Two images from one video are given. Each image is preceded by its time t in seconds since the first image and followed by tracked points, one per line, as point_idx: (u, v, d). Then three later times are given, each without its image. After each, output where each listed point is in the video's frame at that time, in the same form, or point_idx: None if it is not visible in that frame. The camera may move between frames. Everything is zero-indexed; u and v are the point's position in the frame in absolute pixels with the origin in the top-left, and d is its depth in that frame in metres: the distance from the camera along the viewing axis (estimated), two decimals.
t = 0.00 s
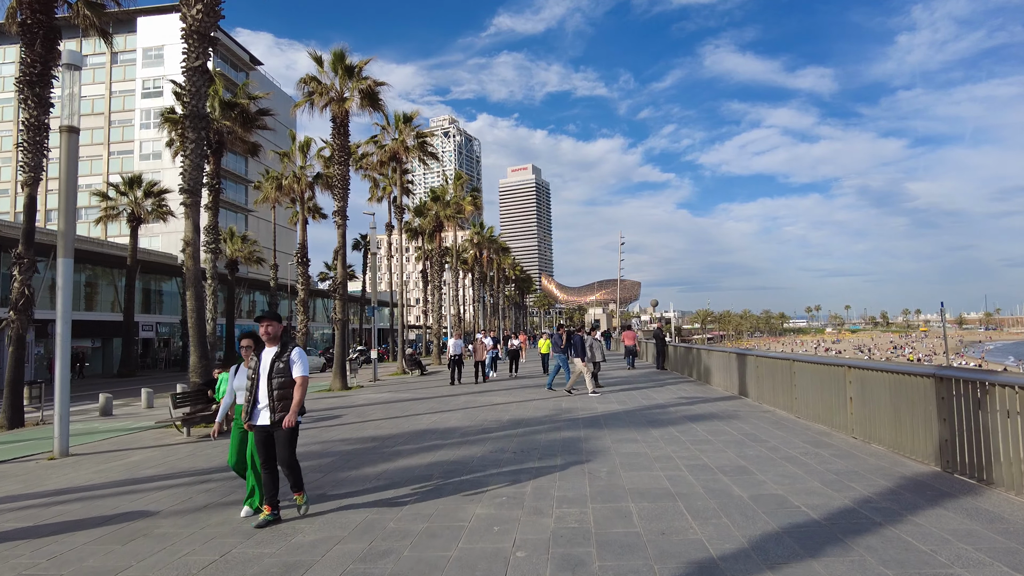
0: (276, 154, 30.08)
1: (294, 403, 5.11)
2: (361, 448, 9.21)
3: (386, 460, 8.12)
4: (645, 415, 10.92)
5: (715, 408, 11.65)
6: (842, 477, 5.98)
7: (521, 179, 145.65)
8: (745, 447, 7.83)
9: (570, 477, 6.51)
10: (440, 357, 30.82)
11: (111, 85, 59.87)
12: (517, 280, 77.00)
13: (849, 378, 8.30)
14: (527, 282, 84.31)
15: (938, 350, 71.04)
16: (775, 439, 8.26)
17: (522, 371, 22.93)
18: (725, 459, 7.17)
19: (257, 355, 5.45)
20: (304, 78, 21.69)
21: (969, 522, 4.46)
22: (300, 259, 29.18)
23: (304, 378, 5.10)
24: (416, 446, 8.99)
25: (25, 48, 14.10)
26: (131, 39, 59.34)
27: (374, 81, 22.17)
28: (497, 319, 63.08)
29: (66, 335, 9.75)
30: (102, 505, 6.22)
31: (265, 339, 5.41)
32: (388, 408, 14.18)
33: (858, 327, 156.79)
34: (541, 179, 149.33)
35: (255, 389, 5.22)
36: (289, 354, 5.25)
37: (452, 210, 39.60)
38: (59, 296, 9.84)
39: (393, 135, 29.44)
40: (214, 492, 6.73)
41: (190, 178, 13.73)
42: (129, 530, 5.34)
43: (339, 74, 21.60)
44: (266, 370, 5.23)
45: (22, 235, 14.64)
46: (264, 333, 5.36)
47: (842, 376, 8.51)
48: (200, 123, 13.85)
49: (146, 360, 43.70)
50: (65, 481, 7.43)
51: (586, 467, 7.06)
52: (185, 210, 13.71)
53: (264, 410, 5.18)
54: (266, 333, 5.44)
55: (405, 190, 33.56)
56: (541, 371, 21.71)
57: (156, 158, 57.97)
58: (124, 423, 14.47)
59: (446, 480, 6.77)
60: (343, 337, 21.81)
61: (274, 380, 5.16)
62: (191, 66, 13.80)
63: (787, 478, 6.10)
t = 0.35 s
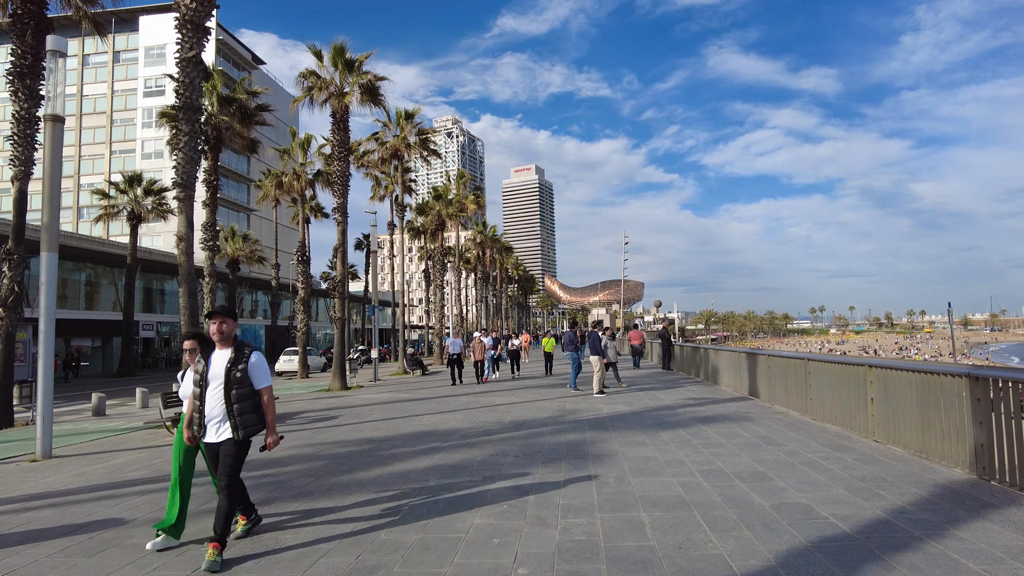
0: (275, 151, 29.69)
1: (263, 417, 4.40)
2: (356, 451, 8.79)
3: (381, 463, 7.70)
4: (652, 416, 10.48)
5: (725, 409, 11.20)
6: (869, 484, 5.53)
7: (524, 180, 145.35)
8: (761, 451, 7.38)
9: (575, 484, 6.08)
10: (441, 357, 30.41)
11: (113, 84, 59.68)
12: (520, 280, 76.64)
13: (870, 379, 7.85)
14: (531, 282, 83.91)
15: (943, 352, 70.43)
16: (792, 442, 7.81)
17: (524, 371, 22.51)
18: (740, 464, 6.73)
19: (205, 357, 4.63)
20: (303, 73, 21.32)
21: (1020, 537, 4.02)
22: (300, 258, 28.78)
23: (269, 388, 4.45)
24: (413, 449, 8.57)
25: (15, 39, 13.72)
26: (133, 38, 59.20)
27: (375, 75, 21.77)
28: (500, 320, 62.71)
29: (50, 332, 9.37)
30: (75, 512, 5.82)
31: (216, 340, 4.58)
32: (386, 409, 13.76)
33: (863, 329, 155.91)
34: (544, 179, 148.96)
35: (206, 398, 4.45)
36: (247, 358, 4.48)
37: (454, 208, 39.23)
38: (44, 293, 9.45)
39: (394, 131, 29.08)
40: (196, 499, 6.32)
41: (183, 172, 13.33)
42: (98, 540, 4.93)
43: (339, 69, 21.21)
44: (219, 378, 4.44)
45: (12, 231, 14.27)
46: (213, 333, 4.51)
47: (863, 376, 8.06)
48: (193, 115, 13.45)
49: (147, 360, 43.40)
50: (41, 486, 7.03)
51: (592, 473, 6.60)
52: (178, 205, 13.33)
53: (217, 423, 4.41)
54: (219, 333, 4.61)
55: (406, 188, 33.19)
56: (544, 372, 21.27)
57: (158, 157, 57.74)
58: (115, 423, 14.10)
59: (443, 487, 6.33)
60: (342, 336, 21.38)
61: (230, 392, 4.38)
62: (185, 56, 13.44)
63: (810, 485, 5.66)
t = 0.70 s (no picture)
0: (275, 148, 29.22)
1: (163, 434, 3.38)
2: (349, 460, 8.33)
3: (375, 475, 7.24)
4: (662, 424, 9.99)
5: (737, 417, 10.71)
6: (905, 504, 5.04)
7: (528, 180, 145.08)
8: (780, 464, 6.88)
9: (582, 504, 5.59)
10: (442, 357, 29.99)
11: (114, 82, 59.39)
12: (523, 281, 76.20)
13: (895, 387, 7.36)
14: (534, 282, 83.51)
15: (949, 355, 69.77)
16: (812, 453, 7.32)
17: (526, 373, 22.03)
18: (760, 479, 6.25)
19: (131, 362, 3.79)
20: (303, 68, 20.91)
21: None
22: (300, 257, 28.32)
23: (184, 398, 3.44)
24: (409, 459, 8.09)
25: (5, 30, 13.32)
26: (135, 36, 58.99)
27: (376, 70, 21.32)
28: (503, 320, 62.28)
29: (31, 332, 8.95)
30: (40, 530, 5.37)
31: (143, 340, 3.71)
32: (384, 413, 13.31)
33: (868, 331, 155.05)
34: (548, 179, 148.60)
35: (124, 415, 3.63)
36: (173, 362, 3.58)
37: (457, 207, 38.81)
38: (23, 289, 9.02)
39: (396, 129, 28.66)
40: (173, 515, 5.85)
41: (175, 166, 12.85)
42: (58, 564, 4.48)
43: (339, 63, 20.77)
44: (139, 388, 3.59)
45: None
46: (138, 332, 3.65)
47: (888, 384, 7.56)
48: (186, 108, 13.00)
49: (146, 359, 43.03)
50: (11, 497, 6.59)
51: (599, 489, 6.10)
52: (170, 200, 12.87)
53: (137, 442, 3.59)
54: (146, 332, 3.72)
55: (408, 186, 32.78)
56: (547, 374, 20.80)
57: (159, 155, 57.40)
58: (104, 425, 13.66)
59: (439, 503, 5.86)
60: (341, 336, 20.87)
61: (150, 405, 3.54)
62: (177, 48, 13.02)
63: (839, 505, 5.16)
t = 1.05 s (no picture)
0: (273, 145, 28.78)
1: None
2: (339, 465, 7.88)
3: (364, 482, 6.79)
4: (668, 426, 9.55)
5: (746, 419, 10.25)
6: (940, 516, 4.59)
7: (529, 179, 144.71)
8: (797, 470, 6.44)
9: (585, 515, 5.14)
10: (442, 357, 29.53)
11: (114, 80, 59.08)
12: (524, 280, 75.73)
13: (918, 389, 6.92)
14: (536, 281, 83.04)
15: (954, 355, 69.15)
16: (830, 457, 6.86)
17: (526, 374, 21.59)
18: (776, 487, 5.80)
19: None
20: (299, 61, 20.50)
21: None
22: (297, 255, 27.84)
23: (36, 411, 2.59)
24: (403, 464, 7.65)
25: None
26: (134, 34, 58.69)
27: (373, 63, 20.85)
28: (504, 319, 61.82)
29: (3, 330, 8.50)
30: None
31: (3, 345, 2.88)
32: (379, 414, 12.88)
33: (871, 331, 154.41)
34: (549, 179, 148.14)
35: None
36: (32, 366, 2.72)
37: (458, 205, 38.40)
38: None
39: (395, 124, 28.20)
40: (142, 526, 5.42)
41: (163, 159, 12.38)
42: None
43: (336, 56, 20.33)
44: None
45: None
46: None
47: (909, 385, 7.12)
48: (175, 99, 12.55)
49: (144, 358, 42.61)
50: None
51: (603, 498, 5.63)
52: (157, 194, 12.40)
53: None
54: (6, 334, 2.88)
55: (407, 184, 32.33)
56: (548, 374, 20.36)
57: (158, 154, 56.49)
58: (90, 426, 13.26)
59: (430, 514, 5.40)
60: (338, 335, 20.39)
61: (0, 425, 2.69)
62: (165, 36, 12.56)
63: (866, 518, 4.72)
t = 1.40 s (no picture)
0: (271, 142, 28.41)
1: None
2: (332, 473, 7.47)
3: (357, 493, 6.38)
4: (678, 431, 9.11)
5: (759, 422, 9.81)
6: (988, 535, 4.15)
7: (531, 179, 144.31)
8: (820, 479, 6.00)
9: (595, 532, 4.71)
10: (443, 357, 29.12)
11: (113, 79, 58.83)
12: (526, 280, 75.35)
13: (948, 391, 6.47)
14: (538, 281, 82.60)
15: (960, 353, 68.56)
16: (855, 463, 6.42)
17: (529, 375, 21.16)
18: (801, 498, 5.36)
19: None
20: (297, 56, 20.12)
21: None
22: (296, 254, 27.45)
23: None
24: (399, 472, 7.22)
25: None
26: (133, 33, 58.42)
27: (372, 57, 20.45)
28: (506, 318, 61.42)
29: None
30: None
31: None
32: (377, 417, 12.47)
33: (874, 330, 153.59)
34: (551, 179, 147.72)
35: None
36: None
37: (459, 203, 38.01)
38: None
39: (395, 121, 27.80)
40: (114, 542, 5.00)
41: (152, 153, 11.96)
42: None
43: (333, 51, 19.96)
44: None
45: None
46: None
47: (938, 388, 6.67)
48: (165, 91, 12.12)
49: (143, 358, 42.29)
50: None
51: (613, 511, 5.21)
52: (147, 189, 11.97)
53: None
54: None
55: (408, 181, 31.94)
56: (551, 374, 19.92)
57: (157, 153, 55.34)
58: (79, 430, 12.89)
59: (425, 530, 4.97)
60: (337, 335, 19.96)
61: None
62: (154, 27, 12.15)
63: (905, 536, 4.27)
